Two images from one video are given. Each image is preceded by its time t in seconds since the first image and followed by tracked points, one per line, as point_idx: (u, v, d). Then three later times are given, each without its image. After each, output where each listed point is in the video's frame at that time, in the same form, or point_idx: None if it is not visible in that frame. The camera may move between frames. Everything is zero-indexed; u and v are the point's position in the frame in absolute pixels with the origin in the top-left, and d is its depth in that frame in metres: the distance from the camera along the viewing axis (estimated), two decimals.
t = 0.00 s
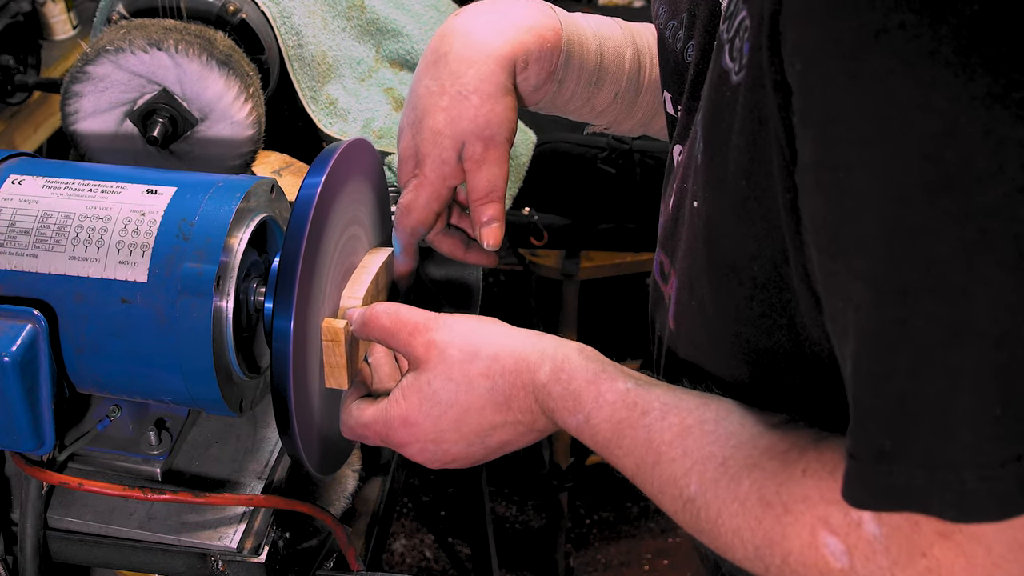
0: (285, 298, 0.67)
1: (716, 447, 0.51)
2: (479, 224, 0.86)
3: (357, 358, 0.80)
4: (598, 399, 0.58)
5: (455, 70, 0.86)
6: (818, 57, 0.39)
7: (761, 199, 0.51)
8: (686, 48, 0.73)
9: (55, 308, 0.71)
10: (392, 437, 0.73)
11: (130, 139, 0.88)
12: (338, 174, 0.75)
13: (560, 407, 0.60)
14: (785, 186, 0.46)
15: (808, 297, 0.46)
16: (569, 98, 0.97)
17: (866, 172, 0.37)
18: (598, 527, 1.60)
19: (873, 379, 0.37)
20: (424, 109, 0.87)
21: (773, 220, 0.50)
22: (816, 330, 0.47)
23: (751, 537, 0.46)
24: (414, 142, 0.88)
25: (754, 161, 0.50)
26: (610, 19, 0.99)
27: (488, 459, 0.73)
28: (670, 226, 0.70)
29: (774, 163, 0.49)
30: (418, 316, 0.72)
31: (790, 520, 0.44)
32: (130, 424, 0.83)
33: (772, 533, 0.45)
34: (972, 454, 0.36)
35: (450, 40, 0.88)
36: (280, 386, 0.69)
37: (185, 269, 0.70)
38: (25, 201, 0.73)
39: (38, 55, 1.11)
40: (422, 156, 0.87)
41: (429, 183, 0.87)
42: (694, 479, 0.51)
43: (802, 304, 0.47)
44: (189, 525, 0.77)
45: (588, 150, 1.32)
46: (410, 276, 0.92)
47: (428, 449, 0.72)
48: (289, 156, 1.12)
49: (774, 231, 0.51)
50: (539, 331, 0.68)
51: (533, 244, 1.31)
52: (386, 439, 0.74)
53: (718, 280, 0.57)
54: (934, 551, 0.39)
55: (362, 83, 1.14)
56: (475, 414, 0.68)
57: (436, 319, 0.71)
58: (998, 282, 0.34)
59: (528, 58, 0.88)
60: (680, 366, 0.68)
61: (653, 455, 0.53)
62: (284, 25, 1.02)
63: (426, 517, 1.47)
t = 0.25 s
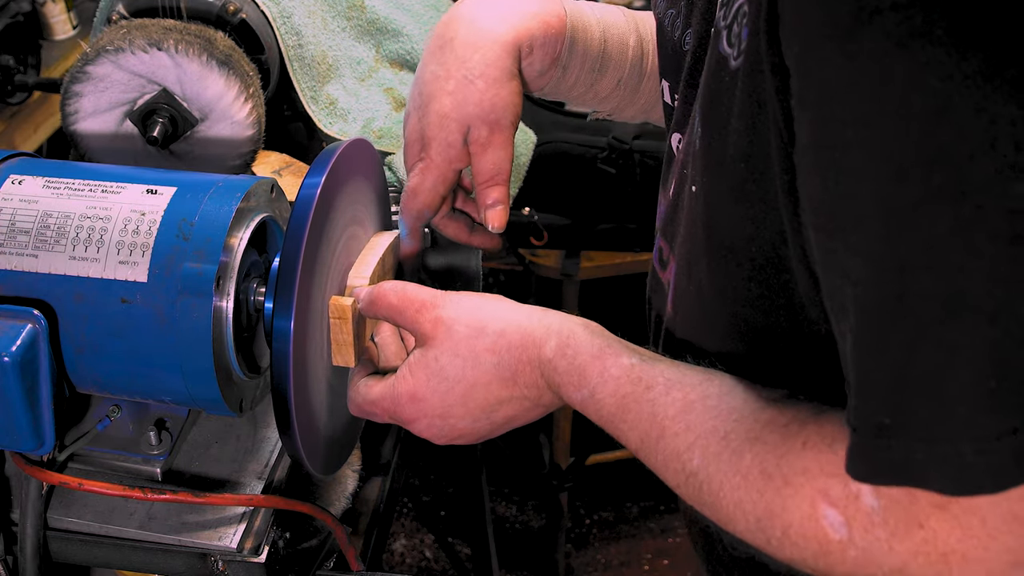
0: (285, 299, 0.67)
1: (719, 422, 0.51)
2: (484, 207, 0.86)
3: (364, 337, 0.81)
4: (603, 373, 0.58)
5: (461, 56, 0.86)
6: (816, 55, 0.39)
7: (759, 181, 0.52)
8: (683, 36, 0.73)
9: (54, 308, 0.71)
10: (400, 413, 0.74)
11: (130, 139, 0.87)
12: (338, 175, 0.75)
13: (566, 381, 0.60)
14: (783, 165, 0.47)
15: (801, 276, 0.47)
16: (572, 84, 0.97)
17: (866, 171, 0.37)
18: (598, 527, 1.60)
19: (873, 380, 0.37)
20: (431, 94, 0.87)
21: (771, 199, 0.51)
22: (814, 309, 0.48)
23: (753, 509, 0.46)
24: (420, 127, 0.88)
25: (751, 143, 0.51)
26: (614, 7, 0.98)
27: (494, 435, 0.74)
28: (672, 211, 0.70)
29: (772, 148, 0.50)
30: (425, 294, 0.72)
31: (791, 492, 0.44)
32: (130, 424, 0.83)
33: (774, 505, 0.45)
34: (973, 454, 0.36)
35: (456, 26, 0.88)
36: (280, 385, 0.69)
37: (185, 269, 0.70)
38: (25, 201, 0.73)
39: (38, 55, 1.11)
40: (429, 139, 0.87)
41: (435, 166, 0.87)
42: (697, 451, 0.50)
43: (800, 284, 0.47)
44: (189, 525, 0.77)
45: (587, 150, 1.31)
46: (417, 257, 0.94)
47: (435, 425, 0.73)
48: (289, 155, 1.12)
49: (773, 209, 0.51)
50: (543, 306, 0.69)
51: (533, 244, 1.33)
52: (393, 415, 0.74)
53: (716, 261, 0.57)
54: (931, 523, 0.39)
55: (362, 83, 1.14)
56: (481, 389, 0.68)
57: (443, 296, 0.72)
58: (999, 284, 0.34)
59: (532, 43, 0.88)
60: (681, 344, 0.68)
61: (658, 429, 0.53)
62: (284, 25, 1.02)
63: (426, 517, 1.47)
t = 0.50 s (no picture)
0: (284, 299, 0.67)
1: (718, 438, 0.51)
2: (477, 202, 0.86)
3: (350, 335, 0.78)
4: (598, 384, 0.58)
5: (460, 44, 0.86)
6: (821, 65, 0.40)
7: (762, 192, 0.52)
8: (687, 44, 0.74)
9: (54, 308, 0.71)
10: (384, 417, 0.73)
11: (130, 139, 0.87)
12: (338, 175, 0.75)
13: (560, 390, 0.60)
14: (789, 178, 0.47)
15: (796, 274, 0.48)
16: (570, 80, 0.97)
17: (871, 173, 0.37)
18: (598, 527, 1.60)
19: (877, 379, 0.37)
20: (426, 83, 0.87)
21: (773, 210, 0.51)
22: (814, 328, 0.48)
23: (753, 532, 0.46)
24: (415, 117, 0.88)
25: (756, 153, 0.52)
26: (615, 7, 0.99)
27: (483, 442, 0.73)
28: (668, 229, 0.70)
29: (779, 156, 0.49)
30: (414, 294, 0.72)
31: (795, 514, 0.44)
32: (130, 424, 0.83)
33: (776, 528, 0.45)
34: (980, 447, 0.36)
35: (454, 15, 0.88)
36: (280, 384, 0.69)
37: (185, 269, 0.70)
38: (25, 201, 0.73)
39: (38, 55, 1.11)
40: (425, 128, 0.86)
41: (427, 158, 0.86)
42: (695, 467, 0.50)
43: (803, 301, 0.48)
44: (188, 525, 0.77)
45: (588, 150, 1.29)
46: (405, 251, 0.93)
47: (421, 430, 0.72)
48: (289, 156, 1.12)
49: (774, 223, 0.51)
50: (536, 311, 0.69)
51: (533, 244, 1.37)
52: (378, 419, 0.73)
53: (719, 274, 0.57)
54: (941, 554, 0.39)
55: (362, 83, 1.14)
56: (471, 394, 0.68)
57: (432, 297, 0.72)
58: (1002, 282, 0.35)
59: (533, 36, 0.88)
60: (680, 355, 0.66)
61: (653, 443, 0.53)
62: (284, 25, 1.01)
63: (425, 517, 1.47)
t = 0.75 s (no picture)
0: (284, 299, 0.67)
1: (700, 507, 0.51)
2: (466, 238, 0.86)
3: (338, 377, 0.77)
4: (584, 441, 0.57)
5: (447, 75, 0.85)
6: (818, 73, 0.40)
7: (740, 256, 0.49)
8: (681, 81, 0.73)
9: (54, 307, 0.71)
10: (371, 463, 0.72)
11: (130, 139, 0.87)
12: (338, 176, 0.75)
13: (546, 445, 0.59)
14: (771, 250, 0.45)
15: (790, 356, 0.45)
16: (564, 109, 0.96)
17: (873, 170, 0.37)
18: (598, 527, 1.60)
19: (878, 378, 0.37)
20: (412, 117, 0.85)
21: (756, 279, 0.48)
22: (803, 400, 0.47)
23: None
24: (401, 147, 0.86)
25: (736, 223, 0.48)
26: (610, 31, 0.99)
27: (470, 488, 0.72)
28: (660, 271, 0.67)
29: (760, 220, 0.46)
30: (404, 338, 0.72)
31: None
32: (130, 424, 0.83)
33: None
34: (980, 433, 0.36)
35: (442, 45, 0.87)
36: (281, 384, 0.69)
37: (185, 269, 0.70)
38: (25, 201, 0.73)
39: (39, 55, 1.11)
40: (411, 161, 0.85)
41: (414, 194, 0.84)
42: (676, 536, 0.50)
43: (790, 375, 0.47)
44: (188, 525, 0.77)
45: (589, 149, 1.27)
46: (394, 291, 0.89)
47: (408, 477, 0.71)
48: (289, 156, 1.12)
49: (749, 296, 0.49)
50: (526, 358, 0.68)
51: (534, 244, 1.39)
52: (365, 464, 0.73)
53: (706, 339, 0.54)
54: None
55: (362, 83, 1.14)
56: (458, 442, 0.67)
57: (422, 341, 0.71)
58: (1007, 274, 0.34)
59: (523, 67, 0.88)
60: (668, 411, 0.64)
61: (636, 507, 0.53)
62: (284, 25, 1.01)
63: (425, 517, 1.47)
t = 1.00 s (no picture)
0: (284, 299, 0.67)
1: (695, 539, 0.52)
2: (462, 272, 0.85)
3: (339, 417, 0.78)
4: (580, 476, 0.58)
5: (435, 111, 0.85)
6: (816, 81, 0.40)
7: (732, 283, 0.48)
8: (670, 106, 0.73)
9: (54, 307, 0.71)
10: (373, 502, 0.72)
11: (130, 139, 0.87)
12: (337, 176, 0.75)
13: (544, 481, 0.60)
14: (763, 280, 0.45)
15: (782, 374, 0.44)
16: (556, 138, 0.96)
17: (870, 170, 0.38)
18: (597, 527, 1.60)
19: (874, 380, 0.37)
20: (404, 153, 0.86)
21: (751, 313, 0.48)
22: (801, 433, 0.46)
23: None
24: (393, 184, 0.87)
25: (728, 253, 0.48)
26: (600, 54, 0.98)
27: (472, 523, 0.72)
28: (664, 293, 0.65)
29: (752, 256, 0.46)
30: (402, 378, 0.72)
31: None
32: (131, 424, 0.83)
33: None
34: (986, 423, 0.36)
35: (431, 79, 0.88)
36: (281, 385, 0.69)
37: (185, 269, 0.70)
38: (25, 201, 0.73)
39: (38, 55, 1.11)
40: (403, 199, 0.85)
41: (408, 230, 0.85)
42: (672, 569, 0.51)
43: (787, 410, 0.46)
44: (188, 525, 0.77)
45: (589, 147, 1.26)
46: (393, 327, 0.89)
47: (410, 514, 0.71)
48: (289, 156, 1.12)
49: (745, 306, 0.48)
50: (524, 394, 0.68)
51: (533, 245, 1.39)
52: (368, 502, 0.73)
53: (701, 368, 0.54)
54: None
55: (362, 83, 1.14)
56: (458, 481, 0.67)
57: (420, 380, 0.72)
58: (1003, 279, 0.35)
59: (510, 99, 0.88)
60: (667, 449, 0.64)
61: (633, 540, 0.54)
62: (284, 25, 1.01)
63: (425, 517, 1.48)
